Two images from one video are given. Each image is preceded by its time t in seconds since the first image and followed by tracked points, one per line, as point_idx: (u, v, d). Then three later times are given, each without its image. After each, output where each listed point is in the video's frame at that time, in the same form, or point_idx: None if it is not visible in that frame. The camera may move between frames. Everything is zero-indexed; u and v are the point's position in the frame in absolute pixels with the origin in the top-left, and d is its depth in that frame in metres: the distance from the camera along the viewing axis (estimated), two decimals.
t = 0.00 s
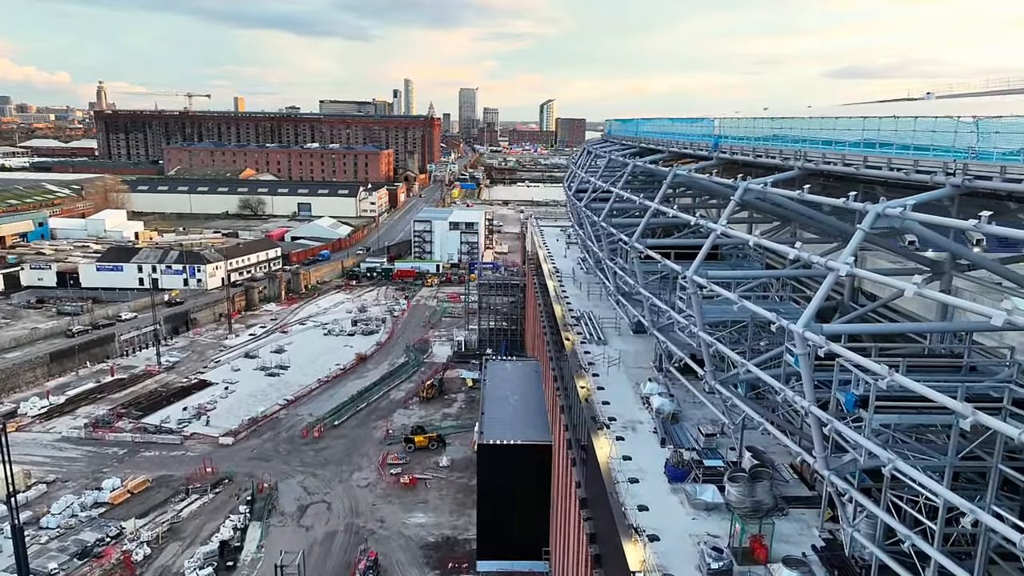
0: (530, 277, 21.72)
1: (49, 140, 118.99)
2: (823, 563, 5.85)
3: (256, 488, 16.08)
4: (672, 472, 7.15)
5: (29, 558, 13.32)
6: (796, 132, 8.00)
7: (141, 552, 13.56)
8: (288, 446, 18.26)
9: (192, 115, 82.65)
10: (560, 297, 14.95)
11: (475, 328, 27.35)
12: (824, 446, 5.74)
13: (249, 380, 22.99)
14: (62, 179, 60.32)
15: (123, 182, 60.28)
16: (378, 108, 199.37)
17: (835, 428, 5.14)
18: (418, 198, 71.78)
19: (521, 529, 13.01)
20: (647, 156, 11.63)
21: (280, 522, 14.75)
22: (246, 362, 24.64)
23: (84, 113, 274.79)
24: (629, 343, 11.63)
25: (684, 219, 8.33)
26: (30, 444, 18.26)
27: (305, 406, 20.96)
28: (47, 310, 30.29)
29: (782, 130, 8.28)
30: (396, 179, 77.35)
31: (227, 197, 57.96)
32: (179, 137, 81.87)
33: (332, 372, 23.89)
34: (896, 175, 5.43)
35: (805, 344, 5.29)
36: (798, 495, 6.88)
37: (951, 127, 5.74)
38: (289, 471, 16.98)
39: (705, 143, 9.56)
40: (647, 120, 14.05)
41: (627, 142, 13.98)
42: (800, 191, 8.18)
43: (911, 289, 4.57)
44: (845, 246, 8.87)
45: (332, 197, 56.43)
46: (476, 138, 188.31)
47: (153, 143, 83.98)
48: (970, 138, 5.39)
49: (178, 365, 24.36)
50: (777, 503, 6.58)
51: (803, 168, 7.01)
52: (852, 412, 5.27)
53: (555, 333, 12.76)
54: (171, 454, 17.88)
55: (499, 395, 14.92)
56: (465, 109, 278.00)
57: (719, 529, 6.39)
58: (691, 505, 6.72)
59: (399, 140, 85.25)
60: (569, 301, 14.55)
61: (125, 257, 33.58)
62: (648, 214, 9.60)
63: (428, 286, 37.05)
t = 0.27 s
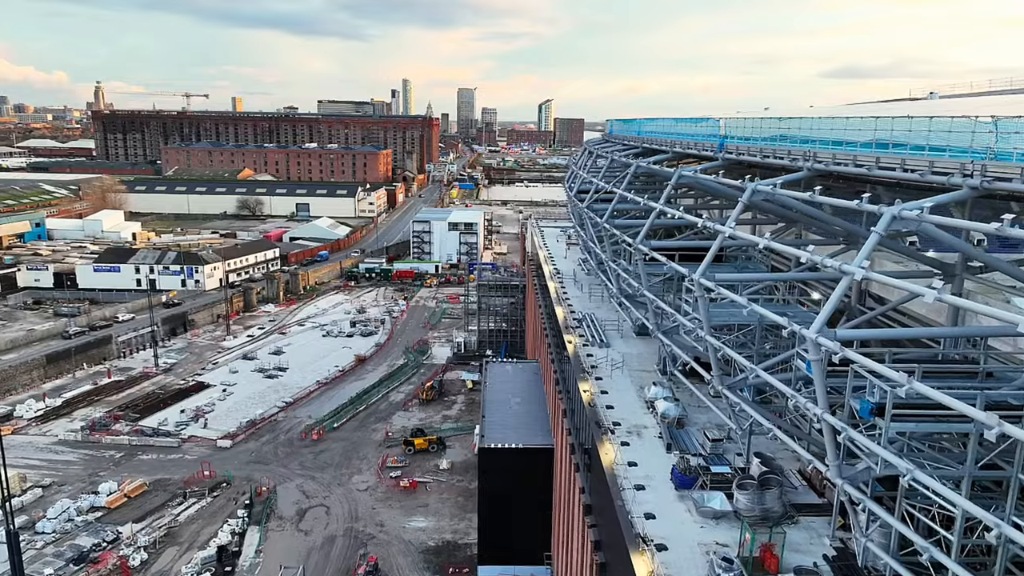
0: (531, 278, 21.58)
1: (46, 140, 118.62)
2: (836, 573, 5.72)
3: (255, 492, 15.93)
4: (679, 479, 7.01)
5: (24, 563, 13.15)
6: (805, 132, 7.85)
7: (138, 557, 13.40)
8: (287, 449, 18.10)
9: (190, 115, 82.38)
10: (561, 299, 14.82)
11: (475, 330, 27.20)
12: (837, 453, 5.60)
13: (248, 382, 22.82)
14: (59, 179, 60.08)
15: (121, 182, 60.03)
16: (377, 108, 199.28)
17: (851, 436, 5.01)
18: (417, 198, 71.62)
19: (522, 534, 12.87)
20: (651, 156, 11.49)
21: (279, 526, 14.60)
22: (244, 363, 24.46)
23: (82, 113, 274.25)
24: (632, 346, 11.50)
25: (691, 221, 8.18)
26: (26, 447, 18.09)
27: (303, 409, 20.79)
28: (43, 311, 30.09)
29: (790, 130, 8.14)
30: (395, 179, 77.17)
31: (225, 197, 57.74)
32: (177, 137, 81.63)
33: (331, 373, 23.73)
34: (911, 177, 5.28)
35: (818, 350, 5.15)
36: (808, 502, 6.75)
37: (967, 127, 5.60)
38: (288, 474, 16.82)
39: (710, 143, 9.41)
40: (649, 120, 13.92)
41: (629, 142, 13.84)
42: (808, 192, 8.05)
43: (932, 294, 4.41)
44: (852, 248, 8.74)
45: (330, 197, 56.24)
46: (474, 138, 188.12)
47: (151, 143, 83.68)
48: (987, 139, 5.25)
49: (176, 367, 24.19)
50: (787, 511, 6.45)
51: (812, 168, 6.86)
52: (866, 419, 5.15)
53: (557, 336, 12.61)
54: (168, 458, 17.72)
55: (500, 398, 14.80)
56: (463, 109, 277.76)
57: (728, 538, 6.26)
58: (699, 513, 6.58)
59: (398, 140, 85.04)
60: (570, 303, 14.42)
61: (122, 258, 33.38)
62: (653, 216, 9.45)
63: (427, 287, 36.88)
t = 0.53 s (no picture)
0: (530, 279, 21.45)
1: (43, 140, 118.22)
2: None
3: (253, 496, 15.78)
4: (686, 486, 6.88)
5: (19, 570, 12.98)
6: (812, 132, 7.72)
7: (134, 562, 13.23)
8: (285, 452, 17.94)
9: (187, 115, 82.13)
10: (562, 300, 14.69)
11: (474, 331, 27.07)
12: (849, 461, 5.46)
13: (246, 384, 22.65)
14: (55, 180, 59.82)
15: (118, 183, 59.78)
16: (374, 108, 199.19)
17: (865, 445, 4.87)
18: (415, 199, 71.47)
19: (523, 538, 12.74)
20: (654, 156, 11.34)
21: (277, 531, 14.46)
22: (241, 365, 24.29)
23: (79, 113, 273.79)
24: (635, 348, 11.38)
25: (697, 222, 8.05)
26: (22, 450, 17.92)
27: (301, 411, 20.63)
28: (40, 313, 29.89)
29: (797, 130, 8.00)
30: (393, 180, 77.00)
31: (223, 197, 57.52)
32: (174, 138, 81.39)
33: (329, 375, 23.57)
34: (927, 178, 5.15)
35: (830, 355, 5.03)
36: (818, 509, 6.62)
37: (984, 126, 5.45)
38: (286, 478, 16.67)
39: (716, 143, 9.26)
40: (651, 120, 13.79)
41: (631, 142, 13.71)
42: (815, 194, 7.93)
43: (950, 299, 4.25)
44: (859, 250, 8.62)
45: (328, 197, 56.06)
46: (472, 138, 188.00)
47: (148, 143, 83.38)
48: (1006, 138, 5.10)
49: (173, 369, 24.01)
50: (796, 519, 6.32)
51: (820, 169, 6.71)
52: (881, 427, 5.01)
53: (559, 338, 12.47)
54: (166, 461, 17.55)
55: (500, 400, 14.64)
56: (461, 109, 277.72)
57: (736, 547, 6.12)
58: (707, 522, 6.43)
59: (396, 140, 84.89)
60: (571, 305, 14.29)
61: (119, 259, 33.18)
62: (657, 217, 9.28)
63: (426, 288, 36.73)
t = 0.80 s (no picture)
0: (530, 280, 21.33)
1: (38, 140, 118.16)
2: None
3: (251, 499, 15.63)
4: (693, 493, 6.74)
5: None
6: (818, 131, 7.61)
7: (130, 568, 13.06)
8: (283, 455, 17.79)
9: (185, 115, 81.86)
10: (563, 302, 14.55)
11: (473, 332, 26.93)
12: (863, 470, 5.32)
13: (243, 386, 22.48)
14: (52, 180, 59.54)
15: (115, 183, 59.52)
16: (372, 108, 198.86)
17: (880, 453, 4.74)
18: (413, 199, 71.34)
19: (523, 543, 12.59)
20: (657, 157, 11.21)
21: (275, 535, 14.30)
22: (239, 367, 24.12)
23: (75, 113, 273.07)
24: (637, 351, 11.25)
25: (704, 224, 7.92)
26: (17, 454, 17.74)
27: (300, 413, 20.47)
28: (36, 314, 29.68)
29: (804, 131, 7.87)
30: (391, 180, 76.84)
31: (220, 198, 57.30)
32: (172, 137, 81.12)
33: (328, 377, 23.41)
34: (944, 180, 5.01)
35: (845, 361, 4.90)
36: (828, 517, 6.49)
37: (1001, 126, 5.32)
38: (284, 481, 16.51)
39: (721, 144, 9.13)
40: (653, 120, 13.66)
41: (632, 143, 13.59)
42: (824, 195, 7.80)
43: (971, 304, 4.12)
44: (866, 251, 8.50)
45: (326, 197, 55.88)
46: (470, 138, 187.82)
47: (145, 143, 83.06)
48: None
49: (170, 371, 23.83)
50: (806, 528, 6.19)
51: (830, 170, 6.59)
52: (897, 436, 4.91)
53: (560, 341, 12.33)
54: (163, 464, 17.38)
55: (501, 403, 14.51)
56: (459, 109, 277.58)
57: (745, 557, 5.98)
58: (715, 531, 6.30)
59: (394, 140, 84.73)
60: (573, 306, 14.15)
61: (116, 260, 32.98)
62: (662, 218, 9.14)
63: (425, 289, 36.60)
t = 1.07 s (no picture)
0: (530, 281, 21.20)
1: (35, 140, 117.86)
2: None
3: (249, 504, 15.47)
4: (699, 501, 6.61)
5: None
6: (825, 131, 7.46)
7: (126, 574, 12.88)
8: (281, 459, 17.63)
9: (182, 115, 81.61)
10: (564, 304, 14.41)
11: (472, 333, 26.79)
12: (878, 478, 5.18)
13: (241, 388, 22.30)
14: (48, 180, 59.28)
15: (112, 184, 59.25)
16: (369, 108, 198.59)
17: (896, 463, 4.59)
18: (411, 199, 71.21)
19: (523, 548, 12.45)
20: (660, 157, 11.07)
21: (273, 540, 14.13)
22: (236, 369, 23.94)
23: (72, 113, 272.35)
24: (639, 354, 11.12)
25: (710, 225, 7.79)
26: (11, 457, 17.56)
27: (298, 416, 20.30)
28: (31, 315, 29.45)
29: (811, 131, 7.72)
30: (389, 180, 76.68)
31: (218, 198, 57.07)
32: (169, 137, 80.85)
33: (326, 379, 23.24)
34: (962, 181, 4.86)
35: (860, 368, 4.75)
36: (838, 526, 6.36)
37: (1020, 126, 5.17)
38: (282, 485, 16.35)
39: (726, 145, 9.00)
40: (655, 120, 13.53)
41: (634, 143, 13.46)
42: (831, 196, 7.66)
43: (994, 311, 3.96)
44: (873, 253, 8.36)
45: (324, 198, 55.70)
46: (468, 138, 187.68)
47: (142, 143, 82.76)
48: None
49: (167, 373, 23.64)
50: (816, 537, 6.06)
51: (840, 171, 6.45)
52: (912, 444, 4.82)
53: (561, 343, 12.20)
54: (159, 468, 17.20)
55: (501, 406, 14.36)
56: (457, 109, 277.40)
57: (755, 566, 5.85)
58: (723, 540, 6.16)
59: (392, 140, 84.58)
60: (574, 308, 14.01)
61: (112, 261, 32.78)
62: (666, 219, 9.00)
63: (423, 290, 36.45)
